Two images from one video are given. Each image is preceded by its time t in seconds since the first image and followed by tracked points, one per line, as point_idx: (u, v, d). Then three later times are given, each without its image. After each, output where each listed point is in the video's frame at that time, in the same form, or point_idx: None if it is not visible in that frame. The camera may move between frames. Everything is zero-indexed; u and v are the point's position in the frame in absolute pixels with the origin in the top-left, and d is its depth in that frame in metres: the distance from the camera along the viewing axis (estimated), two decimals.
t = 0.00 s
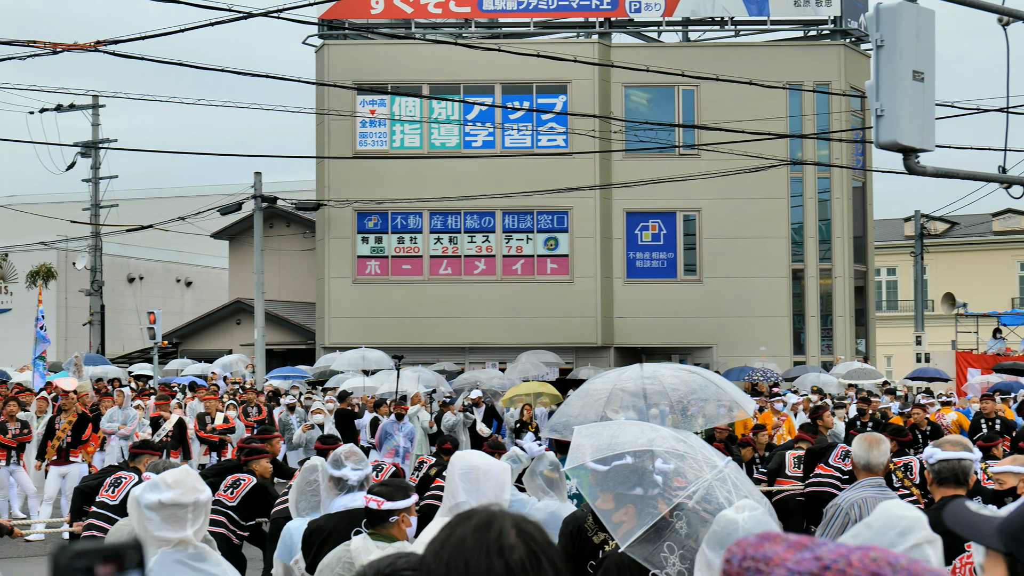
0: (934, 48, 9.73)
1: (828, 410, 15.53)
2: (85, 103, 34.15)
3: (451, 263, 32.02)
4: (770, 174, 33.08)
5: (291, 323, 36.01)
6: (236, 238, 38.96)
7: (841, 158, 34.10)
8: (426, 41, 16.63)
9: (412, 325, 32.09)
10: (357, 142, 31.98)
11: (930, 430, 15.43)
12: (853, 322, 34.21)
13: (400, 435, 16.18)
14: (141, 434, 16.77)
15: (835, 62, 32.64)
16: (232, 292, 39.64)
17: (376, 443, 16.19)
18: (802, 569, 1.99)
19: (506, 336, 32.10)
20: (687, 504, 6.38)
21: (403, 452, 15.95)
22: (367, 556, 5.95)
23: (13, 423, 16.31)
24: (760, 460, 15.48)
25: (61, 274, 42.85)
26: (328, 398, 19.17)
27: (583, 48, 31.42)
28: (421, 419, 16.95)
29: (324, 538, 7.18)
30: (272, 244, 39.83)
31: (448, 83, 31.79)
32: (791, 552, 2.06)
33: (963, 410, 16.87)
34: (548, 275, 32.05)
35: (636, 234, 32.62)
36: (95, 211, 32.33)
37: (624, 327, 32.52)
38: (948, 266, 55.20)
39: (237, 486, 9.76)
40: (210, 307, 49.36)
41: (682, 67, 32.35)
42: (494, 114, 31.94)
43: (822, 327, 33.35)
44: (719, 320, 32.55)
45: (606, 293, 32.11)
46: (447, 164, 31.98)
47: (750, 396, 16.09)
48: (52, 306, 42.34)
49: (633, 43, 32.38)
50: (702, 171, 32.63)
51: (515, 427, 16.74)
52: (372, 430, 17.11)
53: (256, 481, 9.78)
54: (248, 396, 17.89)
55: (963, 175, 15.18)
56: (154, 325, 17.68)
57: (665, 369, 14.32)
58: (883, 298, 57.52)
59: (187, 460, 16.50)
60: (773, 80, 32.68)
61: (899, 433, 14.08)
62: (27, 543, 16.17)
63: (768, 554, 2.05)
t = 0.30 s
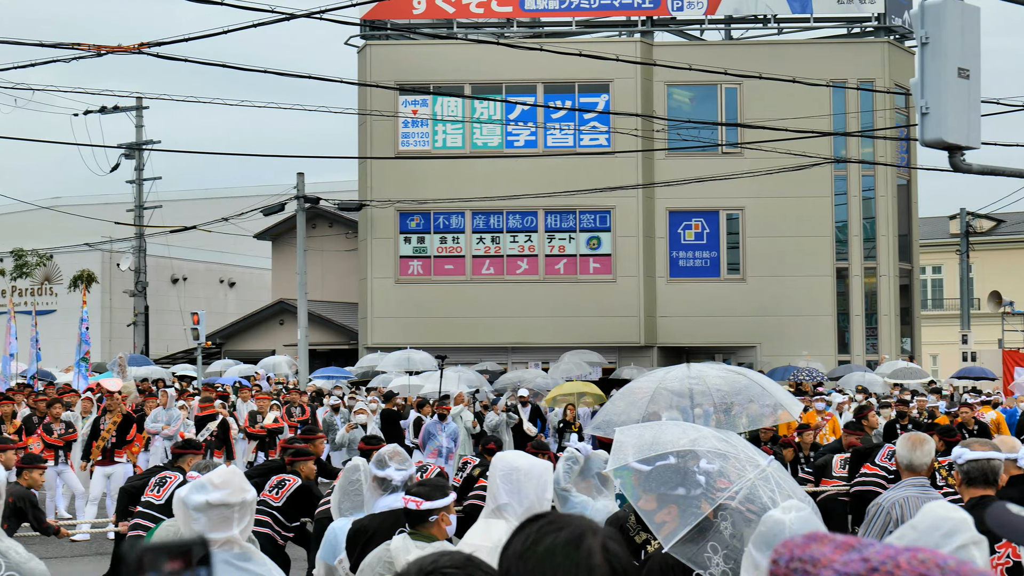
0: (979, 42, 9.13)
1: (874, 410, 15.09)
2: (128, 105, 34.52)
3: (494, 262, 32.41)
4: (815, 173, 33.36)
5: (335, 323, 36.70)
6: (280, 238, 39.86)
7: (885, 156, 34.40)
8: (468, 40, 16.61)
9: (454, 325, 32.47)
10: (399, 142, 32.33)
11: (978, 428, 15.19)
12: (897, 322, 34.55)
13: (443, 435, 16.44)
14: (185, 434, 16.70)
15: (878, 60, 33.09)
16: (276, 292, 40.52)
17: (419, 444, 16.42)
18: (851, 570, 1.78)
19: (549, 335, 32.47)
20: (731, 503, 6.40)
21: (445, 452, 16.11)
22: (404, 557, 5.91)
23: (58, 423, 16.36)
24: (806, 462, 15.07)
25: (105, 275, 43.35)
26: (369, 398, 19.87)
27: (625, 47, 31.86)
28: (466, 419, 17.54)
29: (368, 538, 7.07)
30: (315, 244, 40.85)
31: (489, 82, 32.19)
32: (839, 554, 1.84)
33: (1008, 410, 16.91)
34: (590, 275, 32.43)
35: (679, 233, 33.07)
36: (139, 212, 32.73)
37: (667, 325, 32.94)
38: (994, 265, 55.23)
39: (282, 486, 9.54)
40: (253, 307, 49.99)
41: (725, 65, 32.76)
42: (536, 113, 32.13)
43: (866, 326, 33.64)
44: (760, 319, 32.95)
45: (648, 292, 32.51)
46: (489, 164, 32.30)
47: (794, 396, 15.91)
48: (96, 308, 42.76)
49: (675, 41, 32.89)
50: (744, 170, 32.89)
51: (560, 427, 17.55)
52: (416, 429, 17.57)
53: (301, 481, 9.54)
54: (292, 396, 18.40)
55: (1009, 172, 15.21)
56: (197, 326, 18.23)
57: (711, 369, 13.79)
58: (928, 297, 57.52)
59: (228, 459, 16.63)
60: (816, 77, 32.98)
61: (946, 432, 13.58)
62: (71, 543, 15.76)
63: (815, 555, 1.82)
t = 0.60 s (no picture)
0: None
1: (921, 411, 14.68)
2: (171, 106, 34.83)
3: (536, 262, 32.48)
4: (859, 171, 33.37)
5: (377, 323, 37.01)
6: (323, 238, 40.30)
7: (931, 154, 34.22)
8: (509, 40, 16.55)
9: (495, 325, 32.57)
10: (441, 142, 32.41)
11: None
12: (944, 321, 34.55)
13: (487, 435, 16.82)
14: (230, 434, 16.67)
15: (923, 57, 32.97)
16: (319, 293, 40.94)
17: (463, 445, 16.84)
18: (903, 571, 1.94)
19: (593, 335, 32.60)
20: (776, 504, 6.23)
21: (490, 453, 16.50)
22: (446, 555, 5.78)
23: (104, 424, 16.52)
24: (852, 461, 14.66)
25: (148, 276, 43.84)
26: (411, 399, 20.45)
27: (667, 46, 31.97)
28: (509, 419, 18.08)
29: (413, 537, 6.75)
30: (357, 245, 41.26)
31: (531, 83, 32.30)
32: (890, 555, 2.01)
33: None
34: (633, 274, 32.53)
35: (722, 232, 33.17)
36: (183, 213, 33.03)
37: (711, 325, 33.09)
38: None
39: (326, 487, 9.46)
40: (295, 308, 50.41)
41: (768, 63, 32.76)
42: (579, 112, 32.14)
43: (912, 325, 33.67)
44: (804, 317, 33.01)
45: (692, 291, 32.62)
46: (530, 164, 32.33)
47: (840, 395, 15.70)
48: (141, 308, 43.25)
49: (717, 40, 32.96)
50: (787, 169, 33.04)
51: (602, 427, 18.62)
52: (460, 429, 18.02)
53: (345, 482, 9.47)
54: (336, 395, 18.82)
55: None
56: (240, 327, 18.27)
57: (757, 369, 13.39)
58: (975, 295, 56.98)
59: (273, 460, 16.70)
60: (860, 75, 32.88)
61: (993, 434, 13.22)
62: (118, 543, 15.63)
63: (866, 556, 2.00)
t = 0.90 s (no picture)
0: None
1: (964, 408, 14.43)
2: (211, 109, 35.27)
3: (575, 262, 32.49)
4: (900, 167, 33.10)
5: (415, 323, 37.24)
6: (361, 239, 40.64)
7: (973, 150, 33.88)
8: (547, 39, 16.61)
9: (534, 324, 32.63)
10: (479, 143, 32.53)
11: None
12: (987, 318, 34.08)
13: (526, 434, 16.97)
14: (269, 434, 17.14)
15: (965, 52, 32.63)
16: (358, 293, 41.27)
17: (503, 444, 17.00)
18: (950, 568, 1.86)
19: (632, 334, 32.57)
20: (816, 501, 6.21)
21: (530, 452, 16.69)
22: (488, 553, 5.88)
23: (145, 425, 16.65)
24: (893, 459, 14.42)
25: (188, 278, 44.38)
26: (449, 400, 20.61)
27: (706, 44, 31.90)
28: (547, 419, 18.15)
29: (453, 537, 6.84)
30: (396, 245, 41.55)
31: (570, 82, 32.35)
32: (936, 550, 1.93)
33: None
34: (672, 273, 32.46)
35: (762, 230, 33.03)
36: (222, 215, 33.40)
37: (750, 323, 32.93)
38: None
39: (366, 487, 9.59)
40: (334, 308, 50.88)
41: (808, 61, 32.58)
42: (617, 111, 32.27)
43: (955, 322, 33.31)
44: (845, 315, 32.78)
45: (731, 289, 32.52)
46: (570, 162, 32.37)
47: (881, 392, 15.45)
48: (181, 310, 43.76)
49: (756, 38, 32.80)
50: (828, 166, 32.88)
51: (642, 425, 18.82)
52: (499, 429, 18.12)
53: (384, 482, 9.59)
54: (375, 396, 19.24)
55: None
56: (281, 329, 18.47)
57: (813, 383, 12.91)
58: (1018, 292, 56.25)
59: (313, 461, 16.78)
60: (901, 71, 32.61)
61: None
62: (159, 542, 15.80)
63: (912, 550, 1.91)
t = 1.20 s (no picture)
0: None
1: (1000, 407, 14.26)
2: (240, 111, 35.62)
3: (605, 261, 32.51)
4: (932, 164, 32.87)
5: (446, 323, 37.39)
6: (392, 240, 40.87)
7: (1006, 147, 33.56)
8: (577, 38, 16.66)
9: (565, 324, 32.65)
10: (509, 142, 32.58)
11: None
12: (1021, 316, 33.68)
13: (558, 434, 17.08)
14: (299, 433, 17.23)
15: (998, 47, 32.32)
16: (389, 294, 41.45)
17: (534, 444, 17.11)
18: (986, 566, 2.05)
19: (662, 333, 32.52)
20: (851, 500, 6.23)
21: (561, 452, 16.80)
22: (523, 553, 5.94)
23: (177, 426, 16.97)
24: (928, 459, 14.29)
25: (219, 280, 44.81)
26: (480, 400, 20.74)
27: (735, 42, 31.83)
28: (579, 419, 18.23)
29: (484, 538, 6.85)
30: (426, 246, 41.71)
31: (599, 81, 32.39)
32: (971, 548, 2.11)
33: None
34: (703, 272, 32.40)
35: (793, 228, 32.88)
36: (252, 217, 33.65)
37: (781, 322, 32.78)
38: None
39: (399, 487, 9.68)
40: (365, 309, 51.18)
41: (839, 58, 32.41)
42: (647, 110, 32.33)
43: (988, 320, 32.97)
44: (877, 313, 32.58)
45: (763, 287, 32.42)
46: (599, 161, 32.43)
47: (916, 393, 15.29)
48: (212, 311, 44.10)
49: (787, 35, 32.68)
50: (860, 163, 32.72)
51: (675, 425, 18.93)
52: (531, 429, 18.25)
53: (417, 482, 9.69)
54: (406, 398, 19.52)
55: None
56: (312, 330, 18.64)
57: (870, 383, 12.89)
58: None
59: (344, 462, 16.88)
60: (933, 68, 32.37)
61: None
62: (192, 543, 15.94)
63: (948, 550, 2.09)
